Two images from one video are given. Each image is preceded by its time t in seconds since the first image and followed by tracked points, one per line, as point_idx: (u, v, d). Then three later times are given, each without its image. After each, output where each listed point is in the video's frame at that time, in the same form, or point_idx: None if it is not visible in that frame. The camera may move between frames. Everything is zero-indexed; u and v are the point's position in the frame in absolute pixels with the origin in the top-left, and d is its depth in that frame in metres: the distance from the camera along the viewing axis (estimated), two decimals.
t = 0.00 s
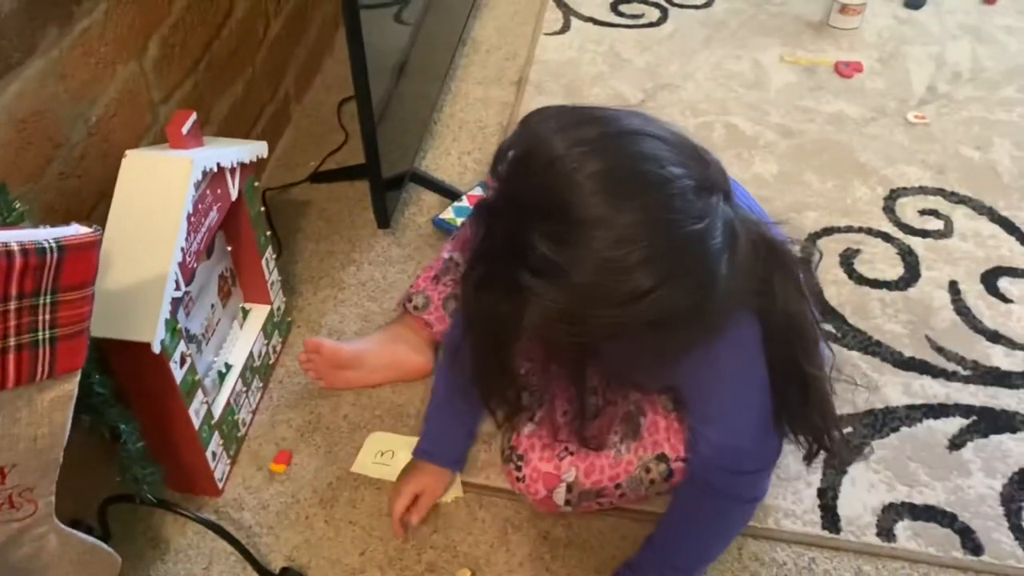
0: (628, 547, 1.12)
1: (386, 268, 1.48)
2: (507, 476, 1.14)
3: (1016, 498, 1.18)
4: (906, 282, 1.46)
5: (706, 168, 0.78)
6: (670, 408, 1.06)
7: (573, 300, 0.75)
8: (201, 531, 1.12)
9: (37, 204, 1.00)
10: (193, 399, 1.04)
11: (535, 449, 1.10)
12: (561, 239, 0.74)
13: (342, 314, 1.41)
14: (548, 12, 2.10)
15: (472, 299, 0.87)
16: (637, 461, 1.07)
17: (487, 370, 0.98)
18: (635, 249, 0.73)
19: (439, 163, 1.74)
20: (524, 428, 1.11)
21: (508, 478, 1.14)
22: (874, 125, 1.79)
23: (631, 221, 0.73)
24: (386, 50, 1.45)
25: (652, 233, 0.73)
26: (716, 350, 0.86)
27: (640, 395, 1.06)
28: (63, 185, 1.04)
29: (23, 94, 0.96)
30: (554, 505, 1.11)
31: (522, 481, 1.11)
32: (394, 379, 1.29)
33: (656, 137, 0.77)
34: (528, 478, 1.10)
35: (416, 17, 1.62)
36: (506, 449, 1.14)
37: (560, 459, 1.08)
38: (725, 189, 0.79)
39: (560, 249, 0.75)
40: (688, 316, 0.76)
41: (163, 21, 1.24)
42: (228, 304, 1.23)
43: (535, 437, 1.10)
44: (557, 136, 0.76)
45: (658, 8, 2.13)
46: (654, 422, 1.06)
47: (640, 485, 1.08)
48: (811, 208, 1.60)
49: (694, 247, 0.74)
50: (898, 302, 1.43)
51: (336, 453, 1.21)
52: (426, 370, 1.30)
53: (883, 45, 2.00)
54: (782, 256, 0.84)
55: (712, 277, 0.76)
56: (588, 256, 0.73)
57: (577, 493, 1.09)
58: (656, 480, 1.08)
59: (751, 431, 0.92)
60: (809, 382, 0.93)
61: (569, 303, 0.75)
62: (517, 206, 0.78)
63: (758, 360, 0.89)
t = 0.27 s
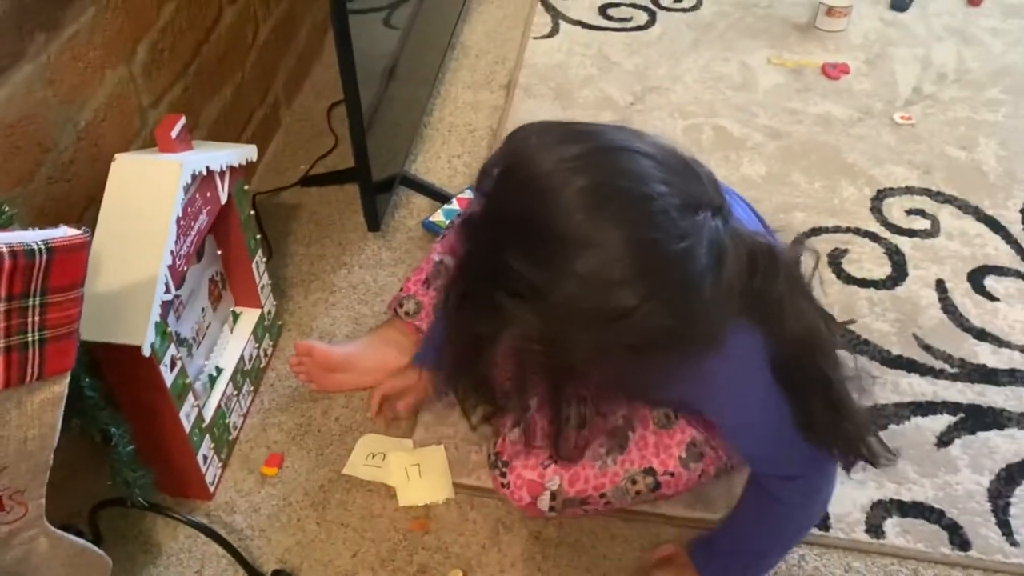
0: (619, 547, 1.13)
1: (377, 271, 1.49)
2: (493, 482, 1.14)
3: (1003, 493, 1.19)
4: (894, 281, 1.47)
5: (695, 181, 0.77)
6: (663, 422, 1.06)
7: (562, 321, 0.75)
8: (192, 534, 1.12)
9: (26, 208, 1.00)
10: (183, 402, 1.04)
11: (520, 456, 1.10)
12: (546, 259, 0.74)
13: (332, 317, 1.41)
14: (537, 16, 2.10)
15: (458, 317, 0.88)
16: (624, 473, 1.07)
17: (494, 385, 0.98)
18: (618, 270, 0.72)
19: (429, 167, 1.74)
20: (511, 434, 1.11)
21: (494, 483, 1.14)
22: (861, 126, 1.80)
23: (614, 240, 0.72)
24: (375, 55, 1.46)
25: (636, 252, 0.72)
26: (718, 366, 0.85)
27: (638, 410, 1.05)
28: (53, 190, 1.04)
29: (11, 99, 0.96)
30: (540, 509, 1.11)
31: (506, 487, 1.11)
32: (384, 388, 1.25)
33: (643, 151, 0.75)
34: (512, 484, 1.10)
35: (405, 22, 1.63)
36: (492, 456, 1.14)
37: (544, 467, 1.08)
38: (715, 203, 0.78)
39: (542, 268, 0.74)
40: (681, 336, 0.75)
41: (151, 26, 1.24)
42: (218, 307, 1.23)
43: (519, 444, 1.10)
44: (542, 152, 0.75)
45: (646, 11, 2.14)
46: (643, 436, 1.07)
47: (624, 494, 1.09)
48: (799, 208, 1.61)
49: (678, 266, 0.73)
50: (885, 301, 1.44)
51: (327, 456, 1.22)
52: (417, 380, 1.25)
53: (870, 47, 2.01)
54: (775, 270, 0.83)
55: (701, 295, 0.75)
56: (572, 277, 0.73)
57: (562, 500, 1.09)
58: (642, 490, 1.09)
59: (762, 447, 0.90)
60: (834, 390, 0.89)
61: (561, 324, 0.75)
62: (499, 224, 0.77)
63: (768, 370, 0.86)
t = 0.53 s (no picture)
0: (610, 550, 1.13)
1: (368, 276, 1.49)
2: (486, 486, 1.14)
3: (992, 493, 1.19)
4: (882, 283, 1.48)
5: (722, 193, 0.77)
6: (659, 429, 1.03)
7: (588, 332, 0.74)
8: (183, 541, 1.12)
9: (13, 216, 1.00)
10: (173, 410, 1.04)
11: (513, 462, 1.10)
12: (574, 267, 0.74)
13: (323, 323, 1.41)
14: (526, 21, 2.11)
15: (477, 322, 0.88)
16: (618, 479, 1.08)
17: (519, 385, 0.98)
18: (647, 278, 0.72)
19: (419, 172, 1.75)
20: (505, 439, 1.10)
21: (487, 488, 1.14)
22: (849, 128, 1.81)
23: (642, 251, 0.72)
24: (364, 61, 1.46)
25: (665, 263, 0.72)
26: (736, 377, 0.85)
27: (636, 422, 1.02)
28: (40, 198, 1.04)
29: None
30: (534, 514, 1.12)
31: (501, 491, 1.11)
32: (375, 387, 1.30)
33: (668, 160, 0.76)
34: (506, 489, 1.10)
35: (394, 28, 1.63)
36: (484, 461, 1.14)
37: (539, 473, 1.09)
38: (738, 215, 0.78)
39: (572, 272, 0.74)
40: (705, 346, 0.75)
41: (140, 33, 1.24)
42: (207, 314, 1.23)
43: (515, 449, 1.10)
44: (567, 163, 0.76)
45: (635, 16, 2.15)
46: (639, 444, 1.05)
47: (620, 499, 1.09)
48: (787, 211, 1.62)
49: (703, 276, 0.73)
50: (874, 302, 1.45)
51: (318, 462, 1.22)
52: (408, 377, 1.30)
53: (857, 50, 2.02)
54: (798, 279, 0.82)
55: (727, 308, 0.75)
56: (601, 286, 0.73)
57: (557, 504, 1.10)
58: (636, 495, 1.09)
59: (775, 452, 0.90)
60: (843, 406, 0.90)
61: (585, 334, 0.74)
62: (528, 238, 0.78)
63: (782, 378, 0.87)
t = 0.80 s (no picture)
0: (604, 557, 1.13)
1: (359, 284, 1.49)
2: (484, 492, 1.15)
3: (984, 496, 1.20)
4: (873, 286, 1.48)
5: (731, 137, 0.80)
6: (648, 420, 1.08)
7: (608, 272, 0.75)
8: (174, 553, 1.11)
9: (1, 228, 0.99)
10: (163, 421, 1.04)
11: (511, 465, 1.11)
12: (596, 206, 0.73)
13: (314, 332, 1.41)
14: (516, 27, 2.11)
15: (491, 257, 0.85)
16: (614, 475, 1.09)
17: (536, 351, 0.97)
18: (669, 219, 0.73)
19: (410, 179, 1.74)
20: (500, 445, 1.13)
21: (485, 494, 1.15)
22: (839, 132, 1.81)
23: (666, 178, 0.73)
24: (354, 69, 1.46)
25: (684, 202, 0.73)
26: (738, 329, 0.86)
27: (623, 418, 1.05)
28: (28, 209, 1.04)
29: None
30: (532, 518, 1.12)
31: (499, 496, 1.12)
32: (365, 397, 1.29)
33: (683, 101, 0.78)
34: (505, 494, 1.11)
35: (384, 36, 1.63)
36: (481, 466, 1.15)
37: (536, 474, 1.10)
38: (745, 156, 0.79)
39: (596, 202, 0.74)
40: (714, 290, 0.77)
41: (128, 43, 1.24)
42: (198, 324, 1.22)
43: (510, 453, 1.12)
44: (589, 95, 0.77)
45: (625, 22, 2.15)
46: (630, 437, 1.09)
47: (616, 496, 1.11)
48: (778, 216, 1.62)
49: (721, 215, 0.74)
50: (865, 306, 1.45)
51: (310, 471, 1.21)
52: (400, 385, 1.30)
53: (846, 54, 2.03)
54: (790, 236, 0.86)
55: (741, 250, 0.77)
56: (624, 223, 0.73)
57: (556, 507, 1.11)
58: (633, 491, 1.11)
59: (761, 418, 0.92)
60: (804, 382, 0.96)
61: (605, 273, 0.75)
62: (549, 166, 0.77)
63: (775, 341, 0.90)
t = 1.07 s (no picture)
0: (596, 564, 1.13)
1: (351, 292, 1.49)
2: (473, 501, 1.17)
3: (975, 498, 1.20)
4: (863, 290, 1.49)
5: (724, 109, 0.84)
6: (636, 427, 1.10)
7: (572, 176, 0.76)
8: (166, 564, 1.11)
9: None
10: (154, 432, 1.03)
11: (500, 473, 1.13)
12: (584, 115, 0.76)
13: (306, 340, 1.41)
14: (506, 33, 2.11)
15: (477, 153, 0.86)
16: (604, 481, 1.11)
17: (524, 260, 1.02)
18: (648, 159, 0.75)
19: (401, 186, 1.75)
20: (489, 452, 1.16)
21: (474, 503, 1.17)
22: (828, 136, 1.82)
23: (660, 108, 0.76)
24: (344, 76, 1.46)
25: (670, 151, 0.75)
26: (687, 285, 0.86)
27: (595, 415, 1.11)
28: (17, 221, 1.03)
29: None
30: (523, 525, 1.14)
31: (488, 505, 1.14)
32: (362, 403, 1.29)
33: (690, 60, 0.81)
34: (494, 502, 1.13)
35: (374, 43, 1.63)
36: (471, 474, 1.17)
37: (525, 481, 1.12)
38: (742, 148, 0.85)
39: (591, 111, 0.76)
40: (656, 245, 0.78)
41: (116, 53, 1.24)
42: (189, 334, 1.22)
43: (498, 461, 1.14)
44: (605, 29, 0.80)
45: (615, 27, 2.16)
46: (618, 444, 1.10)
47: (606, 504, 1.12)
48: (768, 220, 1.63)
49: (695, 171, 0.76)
50: (855, 309, 1.46)
51: (302, 480, 1.21)
52: (391, 393, 1.30)
53: (834, 58, 2.04)
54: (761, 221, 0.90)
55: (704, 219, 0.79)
56: (602, 143, 0.75)
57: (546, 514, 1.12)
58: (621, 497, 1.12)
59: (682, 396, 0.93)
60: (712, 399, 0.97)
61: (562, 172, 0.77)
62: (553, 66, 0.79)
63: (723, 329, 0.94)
